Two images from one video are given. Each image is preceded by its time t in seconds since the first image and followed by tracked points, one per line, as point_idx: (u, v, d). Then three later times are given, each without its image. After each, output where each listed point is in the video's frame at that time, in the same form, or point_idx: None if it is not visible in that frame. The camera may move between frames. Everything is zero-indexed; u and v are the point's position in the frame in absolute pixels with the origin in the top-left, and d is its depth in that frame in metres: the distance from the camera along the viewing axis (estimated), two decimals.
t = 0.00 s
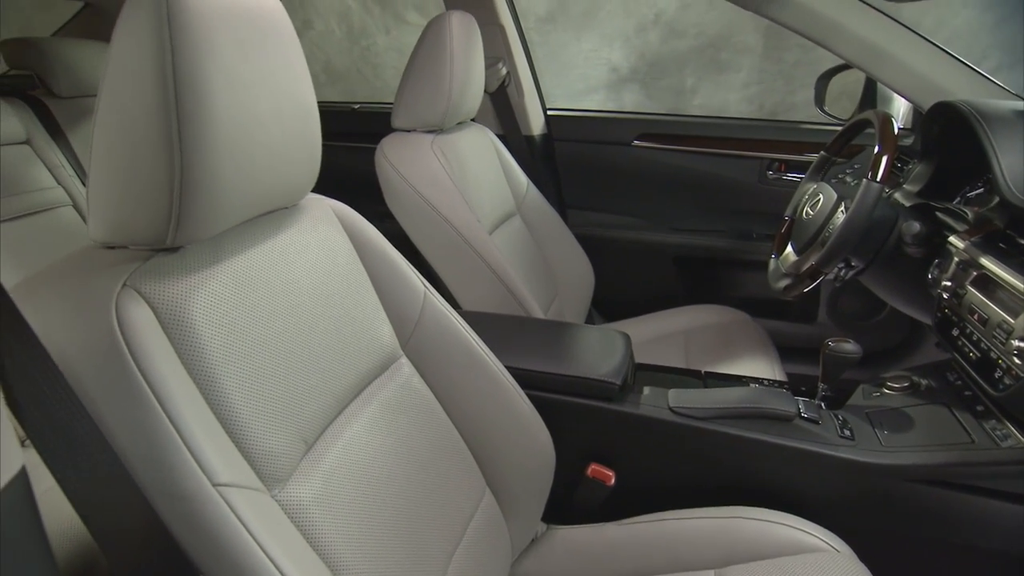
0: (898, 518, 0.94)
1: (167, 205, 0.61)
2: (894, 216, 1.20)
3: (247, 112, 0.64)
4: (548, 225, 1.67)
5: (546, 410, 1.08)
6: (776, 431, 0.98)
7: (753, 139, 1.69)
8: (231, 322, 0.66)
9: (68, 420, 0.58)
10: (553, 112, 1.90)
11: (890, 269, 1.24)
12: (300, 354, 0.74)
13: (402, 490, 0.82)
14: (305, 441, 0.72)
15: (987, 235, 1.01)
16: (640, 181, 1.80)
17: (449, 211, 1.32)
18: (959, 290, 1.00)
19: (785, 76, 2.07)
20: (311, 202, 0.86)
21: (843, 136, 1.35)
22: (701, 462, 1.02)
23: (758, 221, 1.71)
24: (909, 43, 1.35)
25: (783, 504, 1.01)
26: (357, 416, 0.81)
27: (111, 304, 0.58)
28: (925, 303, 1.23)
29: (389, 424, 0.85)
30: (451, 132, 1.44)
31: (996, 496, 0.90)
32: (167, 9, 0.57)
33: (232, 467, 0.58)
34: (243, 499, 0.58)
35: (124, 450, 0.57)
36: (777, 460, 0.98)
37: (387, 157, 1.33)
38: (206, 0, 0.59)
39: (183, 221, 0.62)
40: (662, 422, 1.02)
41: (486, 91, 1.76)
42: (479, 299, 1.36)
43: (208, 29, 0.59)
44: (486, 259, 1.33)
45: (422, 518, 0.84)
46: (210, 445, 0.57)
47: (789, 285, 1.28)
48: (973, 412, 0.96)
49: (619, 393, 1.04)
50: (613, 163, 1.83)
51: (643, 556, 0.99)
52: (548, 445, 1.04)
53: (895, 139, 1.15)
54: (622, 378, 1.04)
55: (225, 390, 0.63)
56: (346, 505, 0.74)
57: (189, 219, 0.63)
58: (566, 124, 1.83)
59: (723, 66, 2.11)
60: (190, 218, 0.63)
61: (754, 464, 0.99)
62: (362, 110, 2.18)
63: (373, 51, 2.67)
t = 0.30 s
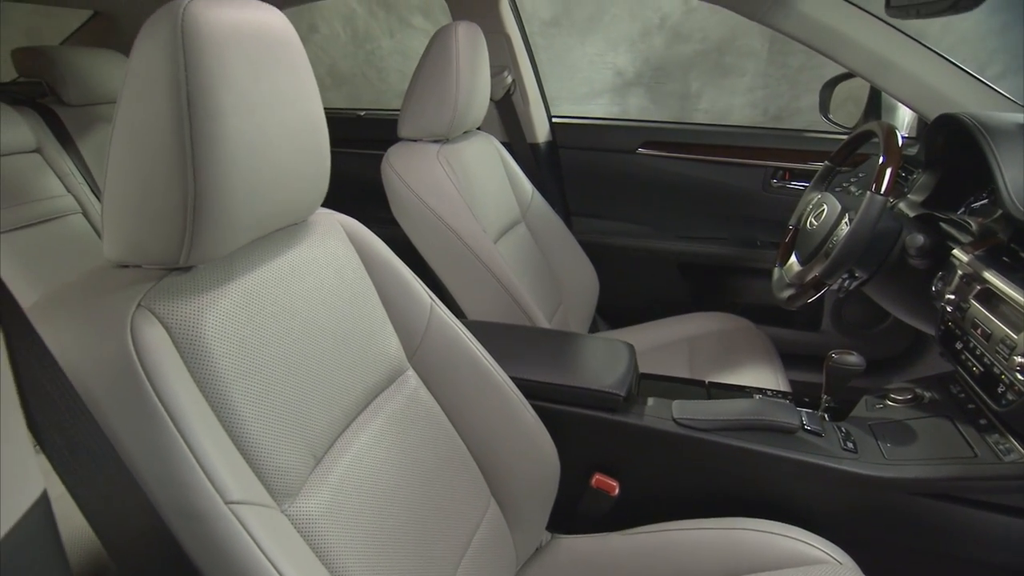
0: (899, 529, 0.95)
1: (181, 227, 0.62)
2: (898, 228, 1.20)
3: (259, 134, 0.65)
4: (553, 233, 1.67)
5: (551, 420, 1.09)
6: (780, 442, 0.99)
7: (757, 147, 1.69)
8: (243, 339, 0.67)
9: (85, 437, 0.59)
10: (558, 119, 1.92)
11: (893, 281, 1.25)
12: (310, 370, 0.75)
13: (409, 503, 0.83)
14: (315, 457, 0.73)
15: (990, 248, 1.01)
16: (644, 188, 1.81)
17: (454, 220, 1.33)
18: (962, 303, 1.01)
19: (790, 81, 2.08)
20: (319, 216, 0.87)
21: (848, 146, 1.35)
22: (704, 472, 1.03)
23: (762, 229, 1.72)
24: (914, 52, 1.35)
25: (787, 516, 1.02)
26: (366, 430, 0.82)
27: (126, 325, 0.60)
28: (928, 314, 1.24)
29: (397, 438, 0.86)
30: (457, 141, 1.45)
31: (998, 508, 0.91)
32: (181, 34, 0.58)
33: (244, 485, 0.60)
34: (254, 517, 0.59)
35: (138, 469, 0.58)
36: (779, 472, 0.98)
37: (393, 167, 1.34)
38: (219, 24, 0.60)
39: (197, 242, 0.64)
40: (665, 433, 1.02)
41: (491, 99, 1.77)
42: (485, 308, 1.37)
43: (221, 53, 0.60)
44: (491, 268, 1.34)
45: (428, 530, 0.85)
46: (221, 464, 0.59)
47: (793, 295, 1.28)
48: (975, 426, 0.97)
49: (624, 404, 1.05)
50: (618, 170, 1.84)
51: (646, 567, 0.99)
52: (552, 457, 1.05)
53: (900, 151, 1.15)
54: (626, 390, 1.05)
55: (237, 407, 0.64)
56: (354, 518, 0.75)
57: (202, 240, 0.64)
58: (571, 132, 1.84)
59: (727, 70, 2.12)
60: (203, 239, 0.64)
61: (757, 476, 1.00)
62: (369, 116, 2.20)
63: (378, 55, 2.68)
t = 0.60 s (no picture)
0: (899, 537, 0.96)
1: (189, 241, 0.63)
2: (899, 236, 1.21)
3: (266, 149, 0.66)
4: (555, 238, 1.68)
5: (553, 427, 1.10)
6: (780, 451, 0.99)
7: (761, 153, 1.70)
8: (249, 352, 0.68)
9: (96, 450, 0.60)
10: (561, 124, 1.92)
11: (894, 289, 1.26)
12: (314, 380, 0.76)
13: (413, 511, 0.84)
14: (320, 467, 0.73)
15: (991, 257, 1.01)
16: (646, 193, 1.81)
17: (457, 227, 1.33)
18: (963, 312, 1.01)
19: (793, 83, 2.08)
20: (324, 226, 0.87)
21: (849, 153, 1.35)
22: (705, 480, 1.03)
23: (764, 234, 1.72)
24: (916, 60, 1.35)
25: (788, 523, 1.03)
26: (370, 439, 0.83)
27: (135, 339, 0.61)
28: (929, 322, 1.24)
29: (400, 447, 0.87)
30: (460, 148, 1.45)
31: (998, 517, 0.91)
32: (190, 53, 0.59)
33: (251, 497, 0.61)
34: (261, 529, 0.60)
35: (148, 481, 0.59)
36: (779, 480, 0.99)
37: (396, 174, 1.35)
38: (227, 42, 0.61)
39: (204, 256, 0.64)
40: (666, 441, 1.03)
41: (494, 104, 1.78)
42: (488, 314, 1.38)
43: (229, 70, 0.61)
44: (494, 274, 1.35)
45: (431, 539, 0.86)
46: (229, 476, 0.60)
47: (794, 302, 1.28)
48: (976, 435, 0.97)
49: (625, 412, 1.06)
50: (620, 174, 1.84)
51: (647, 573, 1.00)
52: (554, 465, 1.05)
53: (902, 159, 1.15)
54: (627, 398, 1.06)
55: (243, 419, 0.65)
56: (359, 527, 0.75)
57: (210, 255, 0.65)
58: (573, 138, 1.85)
59: (730, 73, 2.12)
60: (211, 253, 0.65)
61: (758, 484, 1.01)
62: (372, 121, 2.21)
63: (382, 58, 2.69)
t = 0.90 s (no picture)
0: (900, 541, 0.96)
1: (194, 248, 0.63)
2: (901, 241, 1.21)
3: (270, 157, 0.66)
4: (556, 241, 1.68)
5: (554, 431, 1.10)
6: (781, 456, 1.00)
7: (762, 156, 1.70)
8: (253, 358, 0.68)
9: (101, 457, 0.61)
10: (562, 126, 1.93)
11: (895, 293, 1.26)
12: (318, 385, 0.76)
13: (416, 516, 0.84)
14: (323, 472, 0.74)
15: (992, 262, 1.01)
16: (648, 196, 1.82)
17: (459, 231, 1.34)
18: (964, 318, 1.01)
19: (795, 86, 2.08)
20: (328, 232, 0.88)
21: (851, 157, 1.36)
22: (706, 484, 1.04)
23: (766, 237, 1.73)
24: (916, 64, 1.36)
25: (789, 527, 1.03)
26: (373, 444, 0.83)
27: (141, 346, 0.61)
28: (930, 326, 1.25)
29: (403, 451, 0.87)
30: (462, 151, 1.46)
31: (997, 521, 0.92)
32: (196, 62, 0.59)
33: (256, 502, 0.61)
34: (266, 534, 0.60)
35: (153, 487, 0.59)
36: (780, 484, 0.99)
37: (398, 178, 1.35)
38: (232, 52, 0.61)
39: (209, 264, 0.65)
40: (667, 445, 1.03)
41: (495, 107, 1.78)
42: (489, 317, 1.38)
43: (233, 79, 0.61)
44: (495, 278, 1.36)
45: (434, 543, 0.86)
46: (234, 483, 0.60)
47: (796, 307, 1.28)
48: (976, 439, 0.98)
49: (627, 417, 1.06)
50: (621, 177, 1.85)
51: None
52: (555, 469, 1.05)
53: (903, 163, 1.15)
54: (628, 402, 1.06)
55: (247, 426, 0.65)
56: (362, 532, 0.76)
57: (215, 262, 0.65)
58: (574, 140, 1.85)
59: (732, 75, 2.13)
60: (216, 260, 0.65)
61: (758, 488, 1.01)
62: (374, 123, 2.21)
63: (384, 59, 2.70)
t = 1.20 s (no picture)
0: (900, 543, 0.96)
1: (195, 249, 0.63)
2: (901, 242, 1.21)
3: (271, 159, 0.66)
4: (557, 241, 1.68)
5: (554, 432, 1.10)
6: (781, 457, 1.00)
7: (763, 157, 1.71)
8: (254, 360, 0.68)
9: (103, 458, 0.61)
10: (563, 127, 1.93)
11: (896, 294, 1.26)
12: (318, 387, 0.76)
13: (416, 516, 0.85)
14: (324, 474, 0.74)
15: (993, 264, 1.02)
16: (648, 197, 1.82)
17: (460, 231, 1.34)
18: (965, 319, 1.01)
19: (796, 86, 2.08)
20: (329, 234, 0.88)
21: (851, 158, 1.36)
22: (706, 485, 1.04)
23: (766, 238, 1.73)
24: (917, 66, 1.36)
25: (789, 527, 1.03)
26: (374, 445, 0.83)
27: (143, 347, 0.61)
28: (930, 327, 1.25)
29: (403, 452, 0.87)
30: (462, 152, 1.46)
31: (998, 522, 0.91)
32: (197, 65, 0.59)
33: (256, 503, 0.61)
34: (266, 536, 0.60)
35: (154, 488, 0.59)
36: (780, 485, 0.99)
37: (399, 179, 1.35)
38: (233, 54, 0.61)
39: (211, 265, 0.65)
40: (667, 446, 1.04)
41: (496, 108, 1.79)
42: (489, 318, 1.38)
43: (235, 82, 0.61)
44: (496, 279, 1.36)
45: (434, 544, 0.86)
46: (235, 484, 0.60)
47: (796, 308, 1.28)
48: (976, 441, 0.98)
49: (627, 418, 1.06)
50: (622, 178, 1.85)
51: None
52: (555, 470, 1.05)
53: (904, 164, 1.15)
54: (628, 403, 1.06)
55: (248, 427, 0.66)
56: (363, 533, 0.76)
57: (216, 264, 0.65)
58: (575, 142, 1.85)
59: (733, 76, 2.13)
60: (218, 261, 0.65)
61: (759, 489, 1.01)
62: (375, 124, 2.22)
63: (385, 60, 2.70)
